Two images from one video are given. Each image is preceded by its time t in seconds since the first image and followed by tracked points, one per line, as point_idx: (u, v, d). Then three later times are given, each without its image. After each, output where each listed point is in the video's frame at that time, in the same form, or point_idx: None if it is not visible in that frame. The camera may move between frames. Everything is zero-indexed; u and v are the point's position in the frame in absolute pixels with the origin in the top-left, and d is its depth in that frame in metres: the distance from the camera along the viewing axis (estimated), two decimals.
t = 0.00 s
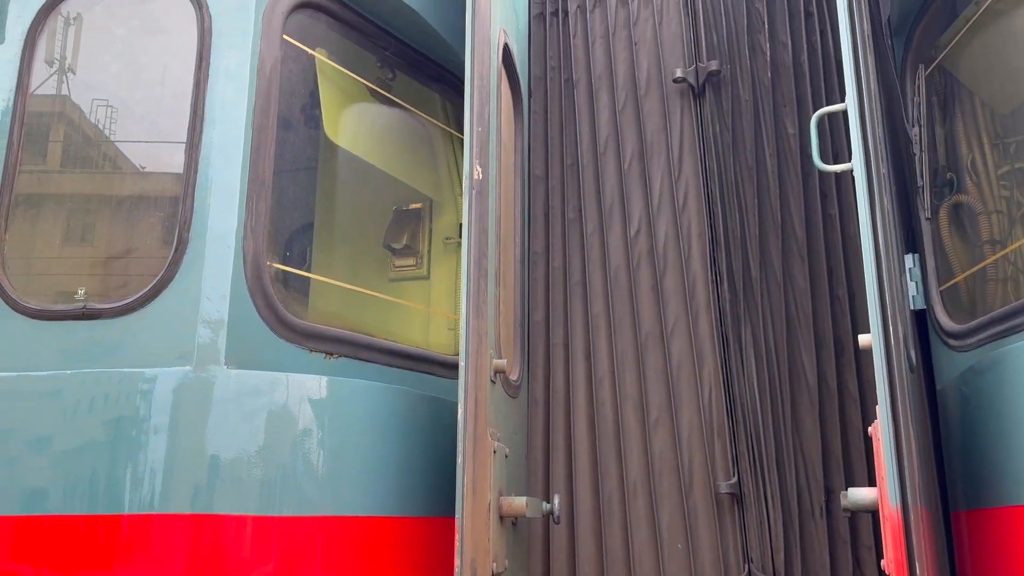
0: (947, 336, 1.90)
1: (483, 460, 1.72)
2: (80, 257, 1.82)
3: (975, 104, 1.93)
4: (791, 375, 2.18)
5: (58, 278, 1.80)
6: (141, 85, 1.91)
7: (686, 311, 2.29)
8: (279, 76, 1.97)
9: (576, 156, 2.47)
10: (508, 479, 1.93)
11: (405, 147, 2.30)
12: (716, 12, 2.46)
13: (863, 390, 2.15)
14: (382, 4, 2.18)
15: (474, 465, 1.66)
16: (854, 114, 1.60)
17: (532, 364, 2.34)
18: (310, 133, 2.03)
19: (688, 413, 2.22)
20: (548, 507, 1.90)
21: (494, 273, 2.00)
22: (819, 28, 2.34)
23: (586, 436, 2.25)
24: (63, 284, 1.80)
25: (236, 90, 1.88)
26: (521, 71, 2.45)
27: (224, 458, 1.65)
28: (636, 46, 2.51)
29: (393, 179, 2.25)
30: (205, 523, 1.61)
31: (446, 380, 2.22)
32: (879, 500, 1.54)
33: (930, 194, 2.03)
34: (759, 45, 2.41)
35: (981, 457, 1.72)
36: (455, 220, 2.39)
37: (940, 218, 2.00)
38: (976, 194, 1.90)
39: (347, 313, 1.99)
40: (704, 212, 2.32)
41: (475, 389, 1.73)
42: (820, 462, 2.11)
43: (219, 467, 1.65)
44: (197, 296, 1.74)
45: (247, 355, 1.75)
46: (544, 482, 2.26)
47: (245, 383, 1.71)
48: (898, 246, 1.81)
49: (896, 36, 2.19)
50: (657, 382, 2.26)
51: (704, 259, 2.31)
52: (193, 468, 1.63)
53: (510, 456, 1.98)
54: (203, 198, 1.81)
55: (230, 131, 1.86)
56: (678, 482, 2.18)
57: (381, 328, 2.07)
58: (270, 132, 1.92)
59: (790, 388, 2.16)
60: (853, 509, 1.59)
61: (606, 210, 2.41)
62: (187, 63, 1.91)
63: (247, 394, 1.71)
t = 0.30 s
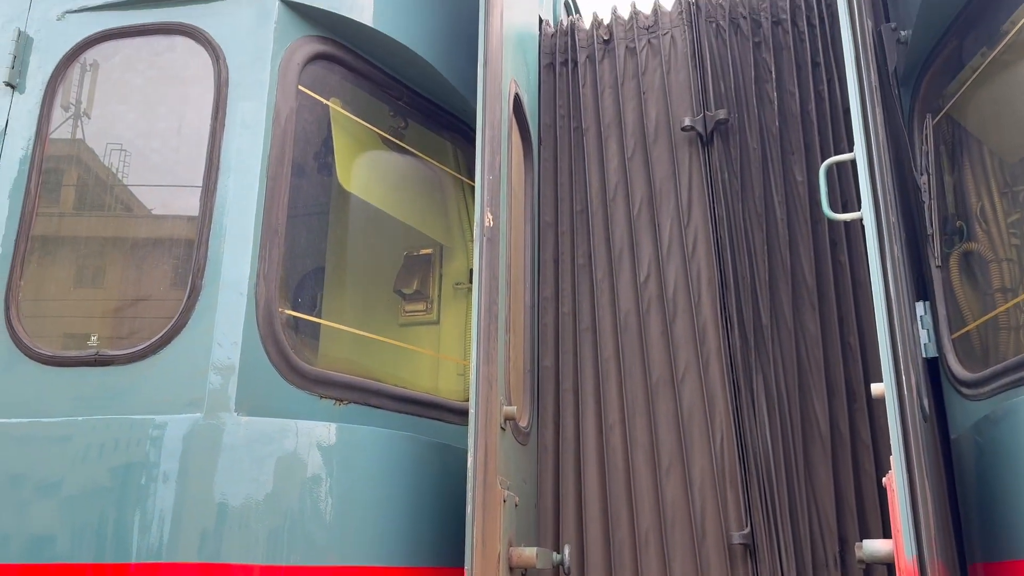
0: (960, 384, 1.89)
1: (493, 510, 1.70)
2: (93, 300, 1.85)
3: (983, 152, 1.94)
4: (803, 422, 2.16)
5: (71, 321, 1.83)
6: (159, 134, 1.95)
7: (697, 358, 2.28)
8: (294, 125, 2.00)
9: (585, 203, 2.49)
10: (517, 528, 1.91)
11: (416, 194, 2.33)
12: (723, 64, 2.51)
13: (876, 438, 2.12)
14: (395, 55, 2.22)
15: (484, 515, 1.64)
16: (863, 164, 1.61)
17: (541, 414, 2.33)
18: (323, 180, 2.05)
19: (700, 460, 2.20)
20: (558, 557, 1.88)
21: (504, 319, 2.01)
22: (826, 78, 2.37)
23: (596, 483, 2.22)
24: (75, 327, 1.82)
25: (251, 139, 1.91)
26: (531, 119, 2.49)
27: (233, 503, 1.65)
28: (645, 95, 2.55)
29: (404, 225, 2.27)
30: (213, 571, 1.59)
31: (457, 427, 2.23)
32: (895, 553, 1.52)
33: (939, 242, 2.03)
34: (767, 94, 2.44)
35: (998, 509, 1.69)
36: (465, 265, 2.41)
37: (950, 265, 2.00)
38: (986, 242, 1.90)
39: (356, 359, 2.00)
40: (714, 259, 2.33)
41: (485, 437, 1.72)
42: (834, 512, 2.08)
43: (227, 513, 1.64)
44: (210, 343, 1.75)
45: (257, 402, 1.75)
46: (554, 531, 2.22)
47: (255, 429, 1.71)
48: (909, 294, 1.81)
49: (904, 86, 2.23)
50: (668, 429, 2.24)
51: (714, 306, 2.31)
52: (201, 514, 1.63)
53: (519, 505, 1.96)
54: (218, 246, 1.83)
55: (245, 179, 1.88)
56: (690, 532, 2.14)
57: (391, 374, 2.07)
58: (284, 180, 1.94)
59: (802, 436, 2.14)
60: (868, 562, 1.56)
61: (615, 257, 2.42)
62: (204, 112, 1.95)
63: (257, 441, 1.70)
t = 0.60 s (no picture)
0: (966, 429, 1.88)
1: (496, 556, 1.69)
2: (100, 338, 1.86)
3: (986, 197, 1.95)
4: (809, 467, 2.14)
5: (78, 362, 1.84)
6: (169, 177, 1.98)
7: (702, 401, 2.27)
8: (302, 170, 2.03)
9: (589, 245, 2.50)
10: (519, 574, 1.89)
11: (422, 236, 2.35)
12: (726, 109, 2.54)
13: (883, 483, 2.10)
14: (401, 100, 2.26)
15: (486, 562, 1.63)
16: (865, 210, 1.62)
17: (545, 453, 2.34)
18: (329, 223, 2.07)
19: (705, 504, 2.17)
20: None
21: (508, 362, 2.01)
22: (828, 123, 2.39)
23: (601, 527, 2.20)
24: (83, 366, 1.83)
25: (259, 183, 1.93)
26: (536, 162, 2.51)
27: (234, 547, 1.64)
28: (648, 138, 2.58)
29: (409, 267, 2.29)
30: None
31: (460, 469, 2.24)
32: None
33: (943, 286, 2.03)
34: (769, 139, 2.47)
35: (1007, 558, 1.67)
36: (469, 306, 2.43)
37: (954, 310, 2.00)
38: (990, 287, 1.90)
39: (361, 402, 2.00)
40: (718, 301, 2.34)
41: (488, 482, 1.71)
42: (842, 559, 2.05)
43: (229, 557, 1.63)
44: (215, 386, 1.75)
45: (260, 446, 1.75)
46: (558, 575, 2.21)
47: (259, 473, 1.70)
48: (913, 338, 1.80)
49: (904, 132, 2.24)
50: (673, 473, 2.22)
51: (719, 348, 2.31)
52: (202, 558, 1.62)
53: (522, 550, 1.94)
54: (224, 289, 1.84)
55: (252, 222, 1.90)
56: None
57: (394, 417, 2.07)
58: (291, 223, 1.96)
59: (808, 481, 2.12)
60: None
61: (620, 299, 2.43)
62: (213, 156, 1.98)
63: (260, 484, 1.70)
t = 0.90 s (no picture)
0: (970, 467, 1.87)
1: None
2: (102, 369, 1.87)
3: (986, 233, 1.95)
4: (812, 503, 2.13)
5: (79, 395, 1.84)
6: (173, 211, 2.00)
7: (704, 436, 2.25)
8: (305, 205, 2.04)
9: (591, 279, 2.51)
10: None
11: (424, 270, 2.36)
12: (727, 145, 2.57)
13: (887, 521, 2.08)
14: (404, 137, 2.28)
15: None
16: (864, 247, 1.63)
17: (546, 488, 2.33)
18: (331, 257, 2.09)
19: (708, 542, 2.14)
20: None
21: (509, 398, 2.00)
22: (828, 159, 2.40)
23: (602, 564, 2.18)
24: (85, 397, 1.84)
25: (262, 219, 1.95)
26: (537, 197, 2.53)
27: None
28: (649, 174, 2.60)
29: (411, 301, 2.30)
30: None
31: (461, 505, 2.23)
32: None
33: (944, 322, 2.03)
34: (769, 174, 2.49)
35: None
36: (470, 338, 2.44)
37: (956, 345, 2.00)
38: (991, 323, 1.90)
39: (361, 437, 2.00)
40: (720, 336, 2.34)
41: (488, 520, 1.70)
42: None
43: None
44: (215, 421, 1.75)
45: (260, 482, 1.74)
46: None
47: (258, 509, 1.69)
48: (914, 375, 1.80)
49: (904, 168, 2.26)
50: (676, 509, 2.21)
51: (721, 382, 2.30)
52: None
53: None
54: (226, 324, 1.84)
55: (255, 257, 1.91)
56: None
57: (395, 452, 2.07)
58: (294, 258, 1.97)
59: (812, 518, 2.10)
60: None
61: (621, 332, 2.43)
62: (218, 191, 2.00)
63: (259, 521, 1.68)
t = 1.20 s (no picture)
0: (971, 492, 1.86)
1: None
2: (101, 391, 1.87)
3: (983, 257, 1.96)
4: (813, 529, 2.11)
5: (76, 418, 1.84)
6: (174, 234, 2.01)
7: (704, 461, 2.24)
8: (305, 229, 2.05)
9: (590, 302, 2.52)
10: None
11: (423, 294, 2.37)
12: (725, 169, 2.58)
13: (888, 547, 2.06)
14: (404, 161, 2.30)
15: None
16: (862, 273, 1.63)
17: (545, 513, 2.32)
18: (331, 280, 2.09)
19: (708, 568, 2.12)
20: None
21: (507, 423, 1.99)
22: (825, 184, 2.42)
23: None
24: (82, 420, 1.84)
25: (262, 243, 1.95)
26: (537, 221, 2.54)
27: None
28: (648, 198, 2.61)
29: (410, 325, 2.30)
30: None
31: (459, 531, 2.21)
32: None
33: (944, 346, 2.03)
34: (767, 199, 2.50)
35: None
36: (469, 361, 2.44)
37: (955, 370, 2.00)
38: (990, 347, 1.90)
39: (359, 461, 1.99)
40: (719, 360, 2.33)
41: (486, 545, 1.69)
42: None
43: None
44: (212, 445, 1.74)
45: (257, 507, 1.73)
46: None
47: (255, 534, 1.68)
48: (914, 400, 1.80)
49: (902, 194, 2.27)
50: (675, 534, 2.19)
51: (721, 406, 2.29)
52: None
53: None
54: (225, 348, 1.84)
55: (255, 281, 1.91)
56: None
57: (392, 476, 2.06)
58: (294, 281, 1.98)
59: (813, 544, 2.08)
60: None
61: (621, 356, 2.43)
62: (218, 214, 2.01)
63: (255, 548, 1.67)
